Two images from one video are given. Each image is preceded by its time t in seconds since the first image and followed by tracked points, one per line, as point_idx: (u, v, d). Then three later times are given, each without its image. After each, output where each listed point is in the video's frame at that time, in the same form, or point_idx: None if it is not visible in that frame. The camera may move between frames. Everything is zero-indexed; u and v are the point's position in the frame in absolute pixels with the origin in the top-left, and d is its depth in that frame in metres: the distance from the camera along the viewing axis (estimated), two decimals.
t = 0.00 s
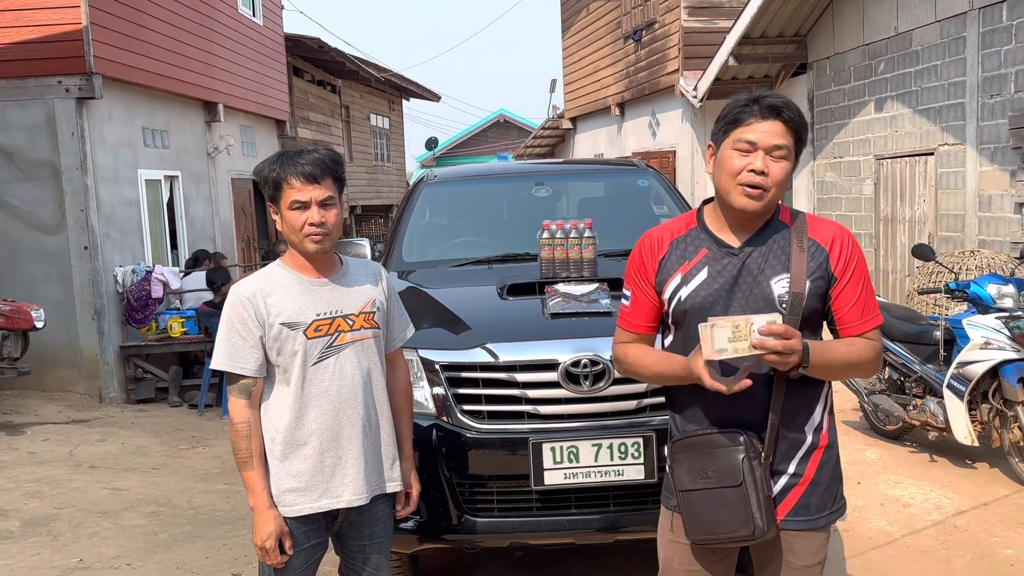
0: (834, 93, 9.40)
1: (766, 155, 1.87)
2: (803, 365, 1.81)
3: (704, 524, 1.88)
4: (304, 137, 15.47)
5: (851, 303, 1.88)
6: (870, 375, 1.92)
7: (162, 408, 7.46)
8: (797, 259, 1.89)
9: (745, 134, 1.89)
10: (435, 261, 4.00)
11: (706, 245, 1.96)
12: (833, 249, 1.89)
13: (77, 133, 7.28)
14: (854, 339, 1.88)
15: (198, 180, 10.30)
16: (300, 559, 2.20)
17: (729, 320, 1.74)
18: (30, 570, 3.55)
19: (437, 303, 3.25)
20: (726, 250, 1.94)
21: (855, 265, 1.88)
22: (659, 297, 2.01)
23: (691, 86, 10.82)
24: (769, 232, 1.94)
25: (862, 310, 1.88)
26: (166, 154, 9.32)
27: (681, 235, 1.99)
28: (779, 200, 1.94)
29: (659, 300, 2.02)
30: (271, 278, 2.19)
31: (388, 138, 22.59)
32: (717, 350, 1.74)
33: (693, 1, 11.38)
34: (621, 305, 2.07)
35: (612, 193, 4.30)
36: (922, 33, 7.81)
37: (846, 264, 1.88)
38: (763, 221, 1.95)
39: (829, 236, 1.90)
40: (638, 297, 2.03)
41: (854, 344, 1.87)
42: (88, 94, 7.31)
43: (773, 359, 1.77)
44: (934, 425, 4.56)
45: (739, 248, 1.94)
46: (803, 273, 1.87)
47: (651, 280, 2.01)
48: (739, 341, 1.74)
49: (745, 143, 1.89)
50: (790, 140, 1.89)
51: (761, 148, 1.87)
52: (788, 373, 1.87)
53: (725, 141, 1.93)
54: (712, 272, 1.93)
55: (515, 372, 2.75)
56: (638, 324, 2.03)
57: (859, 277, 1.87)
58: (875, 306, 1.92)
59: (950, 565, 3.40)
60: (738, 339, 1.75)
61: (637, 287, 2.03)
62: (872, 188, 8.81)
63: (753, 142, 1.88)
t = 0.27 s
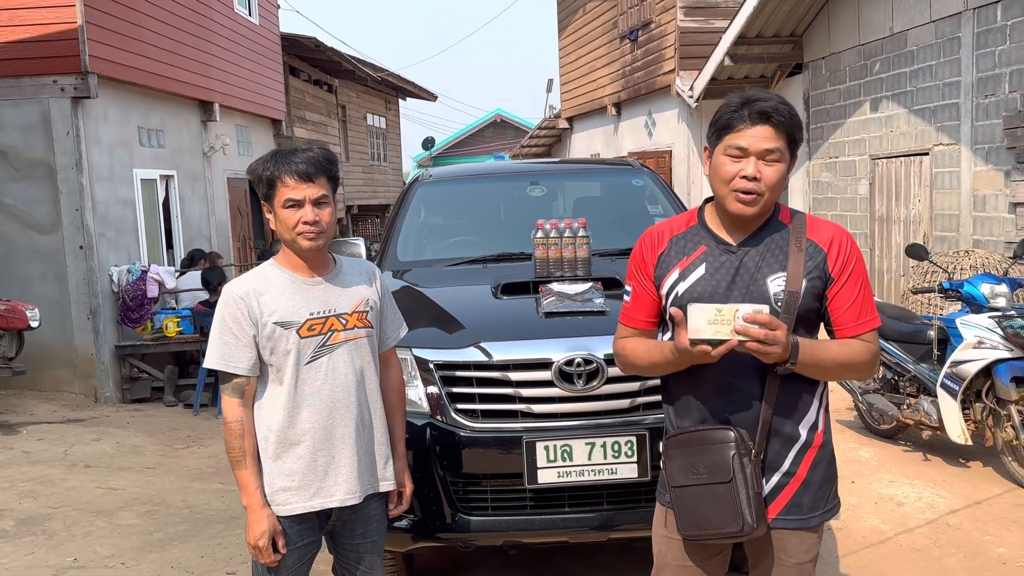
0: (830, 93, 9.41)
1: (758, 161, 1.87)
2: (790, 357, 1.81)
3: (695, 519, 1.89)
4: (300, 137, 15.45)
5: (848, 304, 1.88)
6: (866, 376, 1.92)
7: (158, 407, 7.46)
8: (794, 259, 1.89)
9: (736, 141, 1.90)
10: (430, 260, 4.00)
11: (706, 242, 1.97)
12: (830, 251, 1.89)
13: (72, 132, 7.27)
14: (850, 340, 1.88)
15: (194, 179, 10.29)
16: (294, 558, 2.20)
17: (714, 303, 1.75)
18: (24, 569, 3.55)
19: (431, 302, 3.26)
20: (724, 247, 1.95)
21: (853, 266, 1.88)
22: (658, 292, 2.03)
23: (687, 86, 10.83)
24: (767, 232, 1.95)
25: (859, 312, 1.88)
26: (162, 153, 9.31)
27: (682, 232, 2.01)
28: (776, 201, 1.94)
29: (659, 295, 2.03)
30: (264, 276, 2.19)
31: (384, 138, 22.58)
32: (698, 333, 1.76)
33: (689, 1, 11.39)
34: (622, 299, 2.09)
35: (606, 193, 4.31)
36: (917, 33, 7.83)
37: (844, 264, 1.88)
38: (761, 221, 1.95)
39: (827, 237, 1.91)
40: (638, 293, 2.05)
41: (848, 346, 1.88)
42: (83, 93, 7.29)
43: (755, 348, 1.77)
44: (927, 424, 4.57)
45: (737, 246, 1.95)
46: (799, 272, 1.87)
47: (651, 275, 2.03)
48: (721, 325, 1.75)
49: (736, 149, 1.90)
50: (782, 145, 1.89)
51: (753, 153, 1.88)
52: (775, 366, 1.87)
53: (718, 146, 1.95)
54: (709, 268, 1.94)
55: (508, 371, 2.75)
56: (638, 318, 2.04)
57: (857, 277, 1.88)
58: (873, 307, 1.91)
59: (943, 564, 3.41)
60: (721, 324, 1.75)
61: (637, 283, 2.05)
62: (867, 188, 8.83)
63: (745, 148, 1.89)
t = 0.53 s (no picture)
0: (825, 93, 9.44)
1: (740, 162, 1.88)
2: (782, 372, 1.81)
3: (675, 511, 1.91)
4: (296, 136, 15.44)
5: (843, 303, 1.86)
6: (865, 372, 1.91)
7: (153, 406, 7.45)
8: (783, 258, 1.88)
9: (717, 142, 1.90)
10: (426, 258, 4.00)
11: (697, 239, 1.98)
12: (821, 250, 1.88)
13: (67, 131, 7.26)
14: (847, 339, 1.87)
15: (190, 178, 10.28)
16: (288, 555, 2.20)
17: (698, 331, 1.80)
18: (18, 567, 3.55)
19: (426, 300, 3.26)
20: (714, 245, 1.96)
21: (845, 265, 1.86)
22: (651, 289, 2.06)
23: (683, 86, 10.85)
24: (758, 229, 1.94)
25: (855, 309, 1.87)
26: (157, 152, 9.29)
27: (674, 230, 2.02)
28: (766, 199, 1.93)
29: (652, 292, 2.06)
30: (258, 273, 2.19)
31: (381, 137, 22.57)
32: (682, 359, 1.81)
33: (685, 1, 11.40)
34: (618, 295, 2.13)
35: (601, 191, 4.31)
36: (912, 34, 7.85)
37: (836, 264, 1.86)
38: (751, 219, 1.95)
39: (818, 236, 1.88)
40: (633, 289, 2.08)
41: (841, 347, 1.86)
42: (78, 91, 7.28)
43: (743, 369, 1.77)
44: (921, 423, 4.59)
45: (728, 245, 1.95)
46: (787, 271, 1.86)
47: (644, 273, 2.06)
48: (706, 353, 1.79)
49: (717, 151, 1.90)
50: (764, 144, 1.88)
51: (734, 154, 1.89)
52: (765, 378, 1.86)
53: (703, 148, 1.95)
54: (698, 266, 1.95)
55: (503, 368, 2.76)
56: (630, 315, 2.08)
57: (850, 276, 1.86)
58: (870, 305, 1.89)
59: (935, 561, 3.42)
60: (706, 352, 1.79)
61: (631, 280, 2.09)
62: (862, 188, 8.85)
63: (725, 149, 1.89)
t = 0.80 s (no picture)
0: (821, 93, 9.45)
1: (713, 163, 1.89)
2: (754, 364, 1.79)
3: (650, 498, 1.96)
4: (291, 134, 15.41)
5: (832, 301, 1.81)
6: (859, 372, 1.84)
7: (148, 404, 7.43)
8: (766, 255, 1.86)
9: (688, 147, 1.92)
10: (421, 256, 4.00)
11: (688, 235, 2.02)
12: (807, 246, 1.84)
13: (62, 128, 7.24)
14: (835, 338, 1.82)
15: (185, 176, 10.25)
16: (283, 552, 2.18)
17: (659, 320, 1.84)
18: (11, 565, 3.53)
19: (421, 297, 3.25)
20: (703, 240, 1.98)
21: (833, 262, 1.81)
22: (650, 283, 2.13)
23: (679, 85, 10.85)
24: (744, 224, 1.94)
25: (845, 307, 1.81)
26: (152, 150, 9.27)
27: (670, 226, 2.07)
28: (751, 194, 1.93)
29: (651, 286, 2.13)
30: (251, 269, 2.18)
31: (377, 136, 22.55)
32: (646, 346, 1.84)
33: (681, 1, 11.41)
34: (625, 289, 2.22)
35: (596, 189, 4.31)
36: (908, 34, 7.86)
37: (822, 261, 1.82)
38: (738, 215, 1.94)
39: (805, 234, 1.85)
40: (634, 285, 2.17)
41: (828, 345, 1.81)
42: (73, 89, 7.26)
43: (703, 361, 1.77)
44: (916, 421, 4.59)
45: (715, 240, 1.96)
46: (769, 268, 1.84)
47: (642, 268, 2.13)
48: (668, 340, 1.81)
49: (690, 154, 1.91)
50: (737, 141, 1.88)
51: (707, 156, 1.89)
52: (742, 371, 1.87)
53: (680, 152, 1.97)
54: (687, 261, 1.99)
55: (498, 365, 2.75)
56: (633, 308, 2.17)
57: (838, 273, 1.81)
58: (864, 301, 1.84)
59: (930, 559, 3.43)
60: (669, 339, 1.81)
61: (634, 274, 2.17)
62: (857, 188, 8.86)
63: (696, 152, 1.90)
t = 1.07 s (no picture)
0: (819, 93, 9.45)
1: (705, 157, 1.89)
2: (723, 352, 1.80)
3: (634, 491, 1.98)
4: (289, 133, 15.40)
5: (814, 297, 1.79)
6: (845, 368, 1.82)
7: (144, 403, 7.42)
8: (748, 251, 1.85)
9: (682, 139, 1.92)
10: (419, 254, 3.99)
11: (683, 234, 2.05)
12: (787, 242, 1.82)
13: (59, 126, 7.23)
14: (818, 334, 1.80)
15: (182, 174, 10.23)
16: (281, 550, 2.18)
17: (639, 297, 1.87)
18: (7, 563, 3.53)
19: (418, 296, 3.25)
20: (694, 239, 2.01)
21: (815, 259, 1.79)
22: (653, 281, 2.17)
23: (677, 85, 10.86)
24: (733, 221, 1.94)
25: (828, 304, 1.79)
26: (150, 148, 9.26)
27: (671, 226, 2.12)
28: (741, 192, 1.93)
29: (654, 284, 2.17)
30: (249, 266, 2.17)
31: (375, 135, 22.54)
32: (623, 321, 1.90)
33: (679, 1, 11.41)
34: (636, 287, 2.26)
35: (593, 188, 4.31)
36: (906, 34, 7.87)
37: (803, 257, 1.80)
38: (727, 213, 1.95)
39: (788, 230, 1.83)
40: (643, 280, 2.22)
41: (809, 342, 1.79)
42: (70, 87, 7.24)
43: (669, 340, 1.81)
44: (913, 421, 4.60)
45: (705, 238, 1.98)
46: (749, 265, 1.84)
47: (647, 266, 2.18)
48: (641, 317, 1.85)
49: (684, 147, 1.92)
50: (729, 136, 1.88)
51: (700, 150, 1.90)
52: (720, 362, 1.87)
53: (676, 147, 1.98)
54: (679, 259, 2.02)
55: (495, 363, 2.75)
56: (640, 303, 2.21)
57: (821, 270, 1.78)
58: (850, 296, 1.81)
59: (927, 559, 3.43)
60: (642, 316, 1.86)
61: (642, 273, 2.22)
62: (855, 188, 8.86)
63: (690, 145, 1.91)
